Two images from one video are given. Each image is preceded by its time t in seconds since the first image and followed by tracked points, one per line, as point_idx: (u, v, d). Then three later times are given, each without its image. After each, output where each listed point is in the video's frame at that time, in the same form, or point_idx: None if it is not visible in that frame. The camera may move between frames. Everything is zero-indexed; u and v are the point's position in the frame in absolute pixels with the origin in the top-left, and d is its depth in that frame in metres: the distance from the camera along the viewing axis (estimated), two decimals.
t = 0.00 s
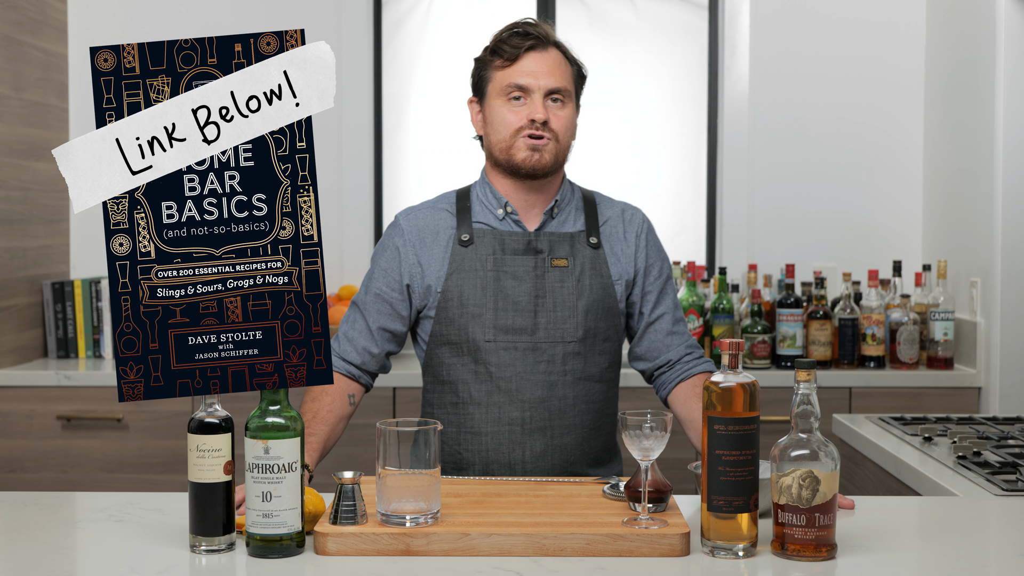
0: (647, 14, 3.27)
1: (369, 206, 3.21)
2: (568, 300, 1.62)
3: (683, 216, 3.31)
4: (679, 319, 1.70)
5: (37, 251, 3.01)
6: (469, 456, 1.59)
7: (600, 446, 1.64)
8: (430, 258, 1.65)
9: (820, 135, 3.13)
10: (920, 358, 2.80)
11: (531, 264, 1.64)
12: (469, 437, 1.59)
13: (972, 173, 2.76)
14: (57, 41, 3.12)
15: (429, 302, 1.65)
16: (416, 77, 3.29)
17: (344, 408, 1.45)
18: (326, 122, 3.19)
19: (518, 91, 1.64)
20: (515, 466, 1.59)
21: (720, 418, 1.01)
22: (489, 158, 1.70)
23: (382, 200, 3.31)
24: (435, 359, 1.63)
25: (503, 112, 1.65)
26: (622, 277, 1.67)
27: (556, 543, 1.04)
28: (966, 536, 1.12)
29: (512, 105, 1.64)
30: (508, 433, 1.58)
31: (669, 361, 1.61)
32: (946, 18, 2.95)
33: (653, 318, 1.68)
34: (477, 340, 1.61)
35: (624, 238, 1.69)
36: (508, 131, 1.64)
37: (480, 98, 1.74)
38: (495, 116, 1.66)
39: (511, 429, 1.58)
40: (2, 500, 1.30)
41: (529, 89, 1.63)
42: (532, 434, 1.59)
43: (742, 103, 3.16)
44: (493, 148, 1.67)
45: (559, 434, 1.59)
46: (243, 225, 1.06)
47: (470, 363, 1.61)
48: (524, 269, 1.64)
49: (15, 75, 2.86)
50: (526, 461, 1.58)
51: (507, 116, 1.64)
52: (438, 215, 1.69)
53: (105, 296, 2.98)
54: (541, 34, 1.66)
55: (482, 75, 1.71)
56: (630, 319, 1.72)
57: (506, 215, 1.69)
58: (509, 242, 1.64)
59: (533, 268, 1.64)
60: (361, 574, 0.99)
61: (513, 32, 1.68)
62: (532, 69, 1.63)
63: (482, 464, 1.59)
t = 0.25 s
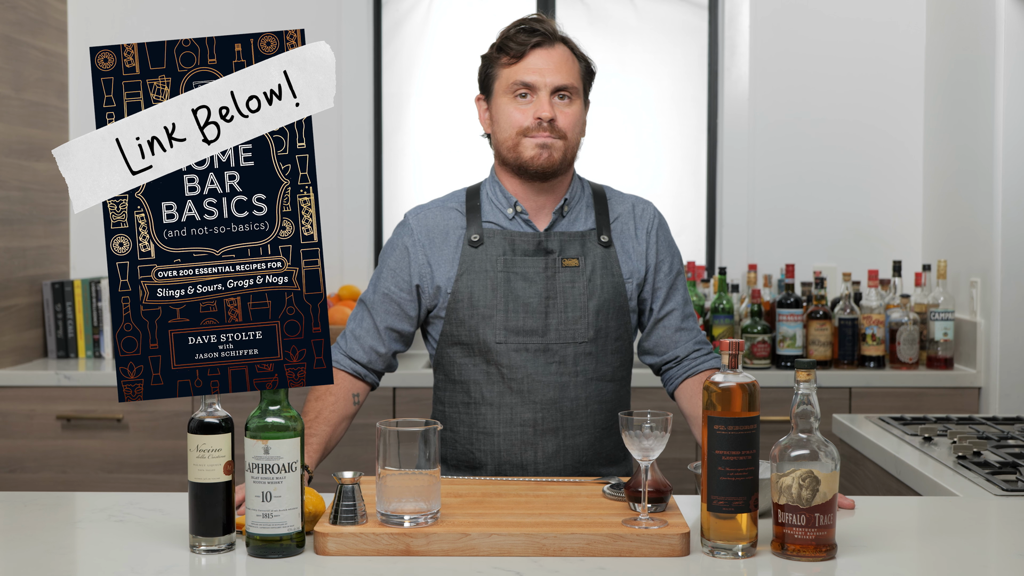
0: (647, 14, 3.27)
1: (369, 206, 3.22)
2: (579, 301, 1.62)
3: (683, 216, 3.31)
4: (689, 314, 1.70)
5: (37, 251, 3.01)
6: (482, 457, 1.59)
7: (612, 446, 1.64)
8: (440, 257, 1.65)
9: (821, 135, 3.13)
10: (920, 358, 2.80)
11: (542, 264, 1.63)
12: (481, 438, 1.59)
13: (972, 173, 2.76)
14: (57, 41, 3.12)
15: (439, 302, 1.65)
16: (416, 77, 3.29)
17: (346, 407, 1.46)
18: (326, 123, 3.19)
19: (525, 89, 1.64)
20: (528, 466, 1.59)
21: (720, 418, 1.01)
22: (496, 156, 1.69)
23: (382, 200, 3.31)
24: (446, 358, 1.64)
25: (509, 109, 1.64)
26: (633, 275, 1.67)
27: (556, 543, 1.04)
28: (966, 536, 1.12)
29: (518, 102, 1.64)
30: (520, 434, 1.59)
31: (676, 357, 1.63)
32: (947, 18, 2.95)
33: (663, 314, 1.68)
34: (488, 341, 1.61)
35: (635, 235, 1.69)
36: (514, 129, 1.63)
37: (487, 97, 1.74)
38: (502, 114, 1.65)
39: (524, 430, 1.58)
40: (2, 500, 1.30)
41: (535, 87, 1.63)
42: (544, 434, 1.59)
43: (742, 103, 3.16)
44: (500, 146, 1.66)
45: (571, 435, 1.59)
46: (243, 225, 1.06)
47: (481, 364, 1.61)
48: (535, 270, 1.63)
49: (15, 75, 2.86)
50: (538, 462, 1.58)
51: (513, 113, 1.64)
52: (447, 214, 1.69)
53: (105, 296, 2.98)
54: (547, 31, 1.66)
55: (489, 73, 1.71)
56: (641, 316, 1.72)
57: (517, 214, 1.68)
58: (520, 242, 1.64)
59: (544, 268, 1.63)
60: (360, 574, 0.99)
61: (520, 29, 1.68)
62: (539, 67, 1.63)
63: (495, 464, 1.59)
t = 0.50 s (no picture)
0: (647, 14, 3.26)
1: (369, 206, 3.22)
2: (576, 298, 1.62)
3: (683, 216, 3.31)
4: (685, 316, 1.70)
5: (37, 251, 3.01)
6: (479, 454, 1.59)
7: (610, 444, 1.64)
8: (438, 256, 1.65)
9: (821, 135, 3.13)
10: (920, 358, 2.80)
11: (539, 262, 1.63)
12: (478, 435, 1.59)
13: (972, 173, 2.76)
14: (57, 41, 3.12)
15: (436, 301, 1.65)
16: (416, 77, 3.29)
17: (347, 408, 1.46)
18: (326, 123, 3.19)
19: (517, 89, 1.64)
20: (526, 464, 1.59)
21: (720, 418, 1.01)
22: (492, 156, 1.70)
23: (382, 200, 3.31)
24: (444, 357, 1.64)
25: (502, 110, 1.65)
26: (630, 275, 1.67)
27: (556, 543, 1.04)
28: (966, 536, 1.12)
29: (511, 103, 1.64)
30: (518, 431, 1.58)
31: (673, 359, 1.62)
32: (946, 18, 2.95)
33: (658, 315, 1.68)
34: (485, 338, 1.61)
35: (631, 235, 1.69)
36: (507, 129, 1.64)
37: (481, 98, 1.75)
38: (495, 115, 1.66)
39: (521, 427, 1.58)
40: (2, 500, 1.30)
41: (526, 87, 1.64)
42: (542, 432, 1.59)
43: (742, 103, 3.15)
44: (494, 146, 1.67)
45: (569, 432, 1.59)
46: (243, 225, 1.06)
47: (478, 362, 1.61)
48: (532, 268, 1.63)
49: (15, 75, 2.86)
50: (535, 459, 1.59)
51: (506, 114, 1.65)
52: (445, 213, 1.69)
53: (105, 296, 2.98)
54: (537, 31, 1.66)
55: (481, 74, 1.71)
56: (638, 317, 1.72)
57: (513, 213, 1.69)
58: (518, 240, 1.64)
59: (541, 266, 1.63)
60: (361, 574, 0.99)
61: (511, 30, 1.68)
62: (531, 67, 1.64)
63: (492, 462, 1.59)
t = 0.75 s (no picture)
0: (647, 13, 3.26)
1: (369, 205, 3.22)
2: (554, 297, 1.63)
3: (683, 216, 3.31)
4: (672, 323, 1.68)
5: (37, 251, 3.01)
6: (451, 451, 1.59)
7: (583, 445, 1.62)
8: (419, 254, 1.66)
9: (820, 134, 3.13)
10: (920, 358, 2.80)
11: (517, 261, 1.64)
12: (450, 431, 1.59)
13: (972, 173, 2.76)
14: (57, 41, 3.12)
15: (418, 298, 1.66)
16: (416, 77, 3.29)
17: (342, 410, 1.44)
18: (326, 123, 3.19)
19: (507, 89, 1.65)
20: (495, 462, 1.58)
21: (719, 418, 1.01)
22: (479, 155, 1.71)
23: (382, 200, 3.31)
24: (422, 355, 1.64)
25: (491, 110, 1.65)
26: (609, 278, 1.67)
27: (556, 543, 1.04)
28: (966, 536, 1.12)
29: (501, 103, 1.65)
30: (489, 428, 1.58)
31: (663, 365, 1.58)
32: (946, 18, 2.95)
33: (646, 320, 1.66)
34: (461, 335, 1.61)
35: (613, 239, 1.69)
36: (496, 129, 1.64)
37: (470, 97, 1.75)
38: (484, 114, 1.66)
39: (492, 423, 1.58)
40: (2, 500, 1.30)
41: (516, 87, 1.64)
42: (513, 428, 1.58)
43: (742, 103, 3.15)
44: (482, 146, 1.68)
45: (539, 430, 1.59)
46: (243, 225, 1.06)
47: (454, 358, 1.61)
48: (509, 265, 1.64)
49: (15, 75, 2.86)
50: (505, 456, 1.58)
51: (495, 114, 1.65)
52: (428, 215, 1.70)
53: (105, 296, 2.98)
54: (530, 34, 1.67)
55: (473, 74, 1.71)
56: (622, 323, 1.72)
57: (495, 214, 1.70)
58: (498, 239, 1.64)
59: (519, 264, 1.64)
60: (361, 574, 0.99)
61: (504, 32, 1.68)
62: (521, 68, 1.64)
63: (462, 459, 1.59)
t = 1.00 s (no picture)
0: (647, 14, 3.26)
1: (369, 205, 3.22)
2: (540, 293, 1.62)
3: (683, 216, 3.31)
4: (663, 316, 1.68)
5: (37, 251, 3.01)
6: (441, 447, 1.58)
7: (574, 439, 1.62)
8: (407, 254, 1.66)
9: (819, 134, 3.13)
10: (920, 358, 2.80)
11: (503, 257, 1.64)
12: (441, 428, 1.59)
13: (972, 173, 2.76)
14: (57, 41, 3.12)
15: (407, 298, 1.66)
16: (416, 77, 3.29)
17: (337, 410, 1.45)
18: (326, 123, 3.19)
19: (494, 88, 1.65)
20: (486, 457, 1.58)
21: (719, 418, 1.01)
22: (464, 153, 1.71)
23: (382, 200, 3.31)
24: (412, 354, 1.64)
25: (477, 109, 1.66)
26: (596, 273, 1.67)
27: (556, 543, 1.04)
28: (966, 536, 1.12)
29: (487, 102, 1.65)
30: (479, 423, 1.58)
31: (657, 358, 1.57)
32: (946, 18, 2.95)
33: (636, 314, 1.67)
34: (449, 331, 1.61)
35: (597, 235, 1.69)
36: (483, 127, 1.65)
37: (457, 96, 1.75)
38: (471, 113, 1.67)
39: (481, 418, 1.58)
40: (2, 500, 1.30)
41: (503, 86, 1.64)
42: (502, 423, 1.58)
43: (742, 103, 3.15)
44: (468, 144, 1.68)
45: (529, 424, 1.58)
46: (243, 225, 1.06)
47: (441, 355, 1.61)
48: (496, 262, 1.64)
49: (15, 75, 2.86)
50: (496, 451, 1.58)
51: (482, 113, 1.65)
52: (415, 214, 1.70)
53: (105, 296, 2.98)
54: (517, 34, 1.67)
55: (459, 73, 1.71)
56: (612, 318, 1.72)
57: (481, 211, 1.70)
58: (483, 236, 1.65)
59: (505, 260, 1.64)
60: (361, 574, 0.99)
61: (491, 32, 1.68)
62: (508, 68, 1.64)
63: (453, 455, 1.58)
